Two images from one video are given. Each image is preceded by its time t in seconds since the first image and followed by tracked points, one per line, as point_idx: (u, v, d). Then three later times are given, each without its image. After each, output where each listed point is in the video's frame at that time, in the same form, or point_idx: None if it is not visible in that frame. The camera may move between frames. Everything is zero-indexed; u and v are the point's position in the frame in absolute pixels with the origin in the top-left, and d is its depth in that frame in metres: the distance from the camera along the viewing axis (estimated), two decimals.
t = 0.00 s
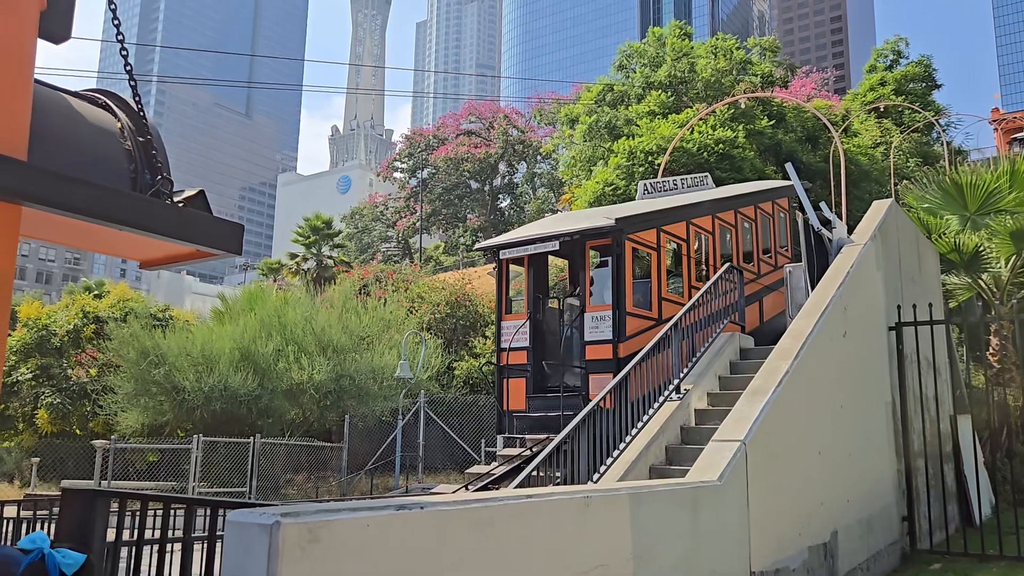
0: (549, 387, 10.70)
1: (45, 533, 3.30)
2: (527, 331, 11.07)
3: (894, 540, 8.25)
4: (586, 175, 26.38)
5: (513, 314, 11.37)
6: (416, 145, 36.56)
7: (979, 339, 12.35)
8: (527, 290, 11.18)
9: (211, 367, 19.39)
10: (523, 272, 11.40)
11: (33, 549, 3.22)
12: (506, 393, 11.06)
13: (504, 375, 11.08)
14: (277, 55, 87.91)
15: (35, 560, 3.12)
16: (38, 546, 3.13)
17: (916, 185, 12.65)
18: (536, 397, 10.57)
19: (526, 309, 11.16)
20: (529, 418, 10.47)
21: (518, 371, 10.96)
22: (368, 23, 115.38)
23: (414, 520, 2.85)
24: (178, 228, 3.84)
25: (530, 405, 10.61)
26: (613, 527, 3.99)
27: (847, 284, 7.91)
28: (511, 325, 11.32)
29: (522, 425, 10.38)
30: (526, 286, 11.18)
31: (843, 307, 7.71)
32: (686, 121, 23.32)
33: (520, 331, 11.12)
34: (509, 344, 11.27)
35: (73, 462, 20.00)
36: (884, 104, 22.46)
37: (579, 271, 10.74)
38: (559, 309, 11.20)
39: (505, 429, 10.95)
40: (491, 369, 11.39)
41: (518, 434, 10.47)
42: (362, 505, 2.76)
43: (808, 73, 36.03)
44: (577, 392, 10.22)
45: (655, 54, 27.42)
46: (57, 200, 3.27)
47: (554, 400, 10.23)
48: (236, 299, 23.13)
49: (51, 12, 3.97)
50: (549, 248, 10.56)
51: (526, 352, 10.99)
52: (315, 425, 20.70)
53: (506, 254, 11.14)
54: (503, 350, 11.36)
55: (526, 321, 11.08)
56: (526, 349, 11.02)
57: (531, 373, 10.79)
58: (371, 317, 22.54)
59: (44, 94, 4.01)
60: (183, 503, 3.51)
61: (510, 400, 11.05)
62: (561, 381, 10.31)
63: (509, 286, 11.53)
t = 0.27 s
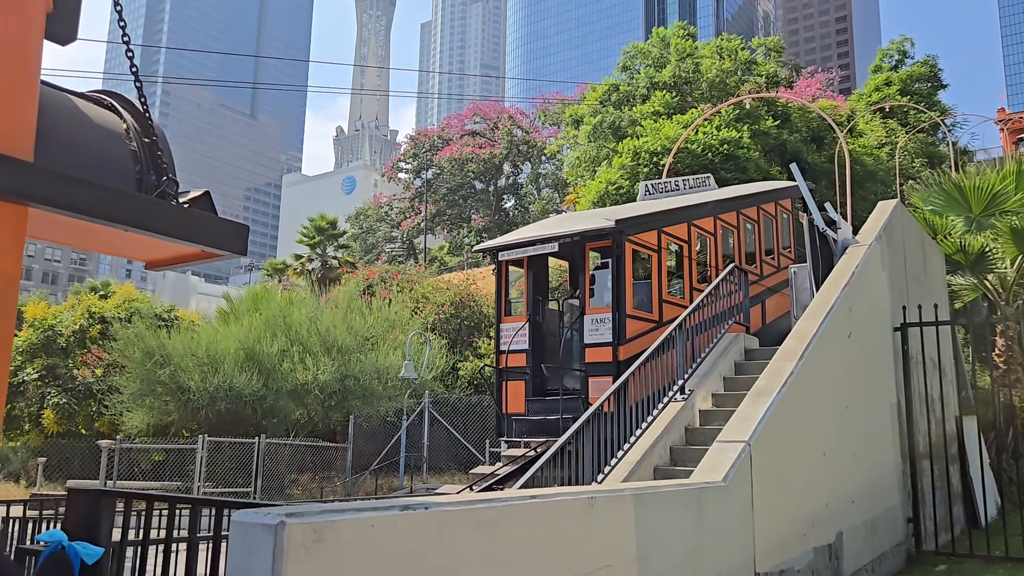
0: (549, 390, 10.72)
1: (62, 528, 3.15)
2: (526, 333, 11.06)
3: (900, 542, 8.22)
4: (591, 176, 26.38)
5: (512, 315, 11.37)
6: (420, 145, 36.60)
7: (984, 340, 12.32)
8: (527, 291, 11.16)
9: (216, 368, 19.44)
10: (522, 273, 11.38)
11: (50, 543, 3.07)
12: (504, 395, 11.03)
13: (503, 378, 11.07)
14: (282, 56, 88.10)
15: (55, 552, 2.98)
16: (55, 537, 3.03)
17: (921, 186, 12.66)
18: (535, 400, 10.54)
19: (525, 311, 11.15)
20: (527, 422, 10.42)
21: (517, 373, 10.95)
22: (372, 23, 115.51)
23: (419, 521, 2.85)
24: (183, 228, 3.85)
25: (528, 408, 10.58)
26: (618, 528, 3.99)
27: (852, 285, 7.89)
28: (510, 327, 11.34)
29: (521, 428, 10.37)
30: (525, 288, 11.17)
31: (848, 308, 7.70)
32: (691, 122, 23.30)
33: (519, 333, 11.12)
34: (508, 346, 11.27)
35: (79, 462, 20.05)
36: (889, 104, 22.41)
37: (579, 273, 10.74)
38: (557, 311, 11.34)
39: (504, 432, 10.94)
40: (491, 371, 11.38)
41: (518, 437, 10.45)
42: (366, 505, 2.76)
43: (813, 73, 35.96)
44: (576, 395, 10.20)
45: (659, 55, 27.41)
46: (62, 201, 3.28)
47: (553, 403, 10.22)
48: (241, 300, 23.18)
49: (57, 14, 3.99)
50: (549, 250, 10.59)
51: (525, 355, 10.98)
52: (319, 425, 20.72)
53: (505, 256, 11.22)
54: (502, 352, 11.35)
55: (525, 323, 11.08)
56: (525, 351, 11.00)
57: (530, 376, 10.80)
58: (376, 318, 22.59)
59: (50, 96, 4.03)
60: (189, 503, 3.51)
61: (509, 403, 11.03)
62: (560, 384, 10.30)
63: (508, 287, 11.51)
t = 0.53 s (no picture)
0: (548, 393, 10.73)
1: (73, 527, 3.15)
2: (526, 335, 11.08)
3: (905, 542, 8.21)
4: (595, 175, 26.36)
5: (511, 317, 11.36)
6: (424, 144, 36.63)
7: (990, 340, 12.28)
8: (526, 293, 11.18)
9: (221, 367, 19.49)
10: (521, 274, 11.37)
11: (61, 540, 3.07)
12: (503, 397, 11.02)
13: (502, 380, 11.05)
14: (287, 55, 88.20)
15: (69, 547, 2.97)
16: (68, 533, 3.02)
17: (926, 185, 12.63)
18: (534, 402, 10.54)
19: (524, 312, 11.15)
20: (525, 425, 10.36)
21: (516, 375, 10.95)
22: (377, 23, 115.63)
23: (424, 519, 2.86)
24: (188, 227, 3.86)
25: (527, 410, 10.57)
26: (623, 526, 3.99)
27: (857, 284, 7.88)
28: (509, 328, 11.34)
29: (519, 430, 10.38)
30: (525, 289, 11.18)
31: (853, 307, 7.68)
32: (695, 121, 23.28)
33: (518, 335, 11.13)
34: (507, 347, 11.26)
35: (84, 461, 20.11)
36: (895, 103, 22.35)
37: (579, 274, 10.72)
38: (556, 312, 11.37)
39: (503, 434, 10.94)
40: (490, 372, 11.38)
41: (517, 439, 10.45)
42: (371, 504, 2.76)
43: (818, 72, 35.88)
44: (576, 397, 10.16)
45: (664, 54, 27.36)
46: (68, 200, 3.29)
47: (552, 405, 10.21)
48: (246, 299, 23.23)
49: (64, 14, 4.00)
50: (547, 250, 10.57)
51: (524, 356, 10.99)
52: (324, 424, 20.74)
53: (503, 257, 11.24)
54: (501, 353, 11.35)
55: (525, 324, 11.09)
56: (524, 352, 11.02)
57: (528, 378, 10.79)
58: (380, 317, 22.64)
59: (56, 95, 4.04)
60: (194, 502, 3.52)
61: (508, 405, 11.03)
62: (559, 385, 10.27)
63: (507, 288, 11.49)
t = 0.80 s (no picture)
0: (547, 393, 10.77)
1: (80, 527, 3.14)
2: (525, 335, 11.09)
3: (910, 540, 8.19)
4: (599, 173, 26.34)
5: (510, 316, 11.36)
6: (428, 143, 36.64)
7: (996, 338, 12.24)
8: (525, 293, 11.19)
9: (225, 364, 19.57)
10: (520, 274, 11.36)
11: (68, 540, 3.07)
12: (501, 398, 11.00)
13: (501, 380, 11.04)
14: (291, 54, 88.32)
15: (77, 546, 2.98)
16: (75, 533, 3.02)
17: (932, 183, 12.59)
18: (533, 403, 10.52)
19: (523, 312, 11.15)
20: (524, 425, 10.41)
21: (514, 376, 10.94)
22: (381, 21, 115.62)
23: (429, 517, 2.86)
24: (194, 225, 3.86)
25: (525, 411, 10.56)
26: (627, 525, 3.99)
27: (862, 283, 7.86)
28: (508, 328, 11.33)
29: (518, 431, 10.39)
30: (524, 289, 11.18)
31: (858, 306, 7.66)
32: (700, 119, 23.24)
33: (517, 335, 11.15)
34: (506, 348, 11.25)
35: (89, 459, 20.15)
36: (900, 101, 22.27)
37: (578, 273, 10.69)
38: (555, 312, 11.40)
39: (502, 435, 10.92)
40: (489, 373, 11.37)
41: (515, 441, 10.44)
42: (376, 501, 2.76)
43: (823, 69, 35.79)
44: (575, 398, 10.14)
45: (669, 52, 27.32)
46: (75, 199, 3.30)
47: (551, 406, 10.20)
48: (250, 297, 23.27)
49: (69, 12, 4.01)
50: (546, 250, 10.49)
51: (523, 357, 10.99)
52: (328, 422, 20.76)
53: (502, 256, 11.17)
54: (500, 353, 11.33)
55: (524, 324, 11.09)
56: (523, 353, 11.02)
57: (527, 378, 10.81)
58: (384, 315, 22.71)
59: (62, 94, 4.05)
60: (199, 500, 3.53)
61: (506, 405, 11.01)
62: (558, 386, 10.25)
63: (505, 288, 11.47)
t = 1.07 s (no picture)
0: (545, 393, 10.75)
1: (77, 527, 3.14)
2: (523, 334, 11.06)
3: (915, 538, 8.17)
4: (603, 171, 26.31)
5: (508, 315, 11.33)
6: (432, 140, 36.62)
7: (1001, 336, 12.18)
8: (523, 292, 11.18)
9: (229, 362, 19.62)
10: (518, 273, 11.32)
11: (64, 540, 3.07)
12: (499, 398, 10.93)
13: (499, 380, 10.98)
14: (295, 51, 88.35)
15: (74, 545, 2.98)
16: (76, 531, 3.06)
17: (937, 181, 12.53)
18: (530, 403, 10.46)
19: (521, 311, 11.11)
20: (523, 426, 10.38)
21: (512, 375, 10.88)
22: (385, 19, 115.57)
23: (433, 514, 2.86)
24: (198, 221, 3.86)
25: (523, 411, 10.50)
26: (631, 523, 3.98)
27: (867, 280, 7.83)
28: (506, 328, 11.29)
29: (517, 432, 10.35)
30: (523, 287, 11.15)
31: (863, 303, 7.65)
32: (704, 116, 23.20)
33: (515, 334, 11.10)
34: (504, 347, 11.20)
35: (94, 456, 20.20)
36: (905, 98, 22.21)
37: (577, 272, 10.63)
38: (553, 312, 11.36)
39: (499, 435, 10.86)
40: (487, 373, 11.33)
41: (513, 442, 10.40)
42: (381, 498, 2.76)
43: (828, 66, 35.67)
44: (573, 399, 10.06)
45: (674, 49, 27.25)
46: (79, 195, 3.30)
47: (549, 406, 10.15)
48: (254, 295, 23.31)
49: (74, 9, 4.00)
50: (545, 249, 10.47)
51: (521, 356, 10.95)
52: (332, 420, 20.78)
53: (500, 254, 11.08)
54: (498, 353, 11.27)
55: (523, 323, 11.05)
56: (521, 352, 10.98)
57: (525, 378, 10.76)
58: (388, 313, 22.74)
59: (67, 91, 4.06)
60: (203, 497, 3.54)
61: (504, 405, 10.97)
62: (556, 386, 10.18)
63: (504, 287, 11.42)
